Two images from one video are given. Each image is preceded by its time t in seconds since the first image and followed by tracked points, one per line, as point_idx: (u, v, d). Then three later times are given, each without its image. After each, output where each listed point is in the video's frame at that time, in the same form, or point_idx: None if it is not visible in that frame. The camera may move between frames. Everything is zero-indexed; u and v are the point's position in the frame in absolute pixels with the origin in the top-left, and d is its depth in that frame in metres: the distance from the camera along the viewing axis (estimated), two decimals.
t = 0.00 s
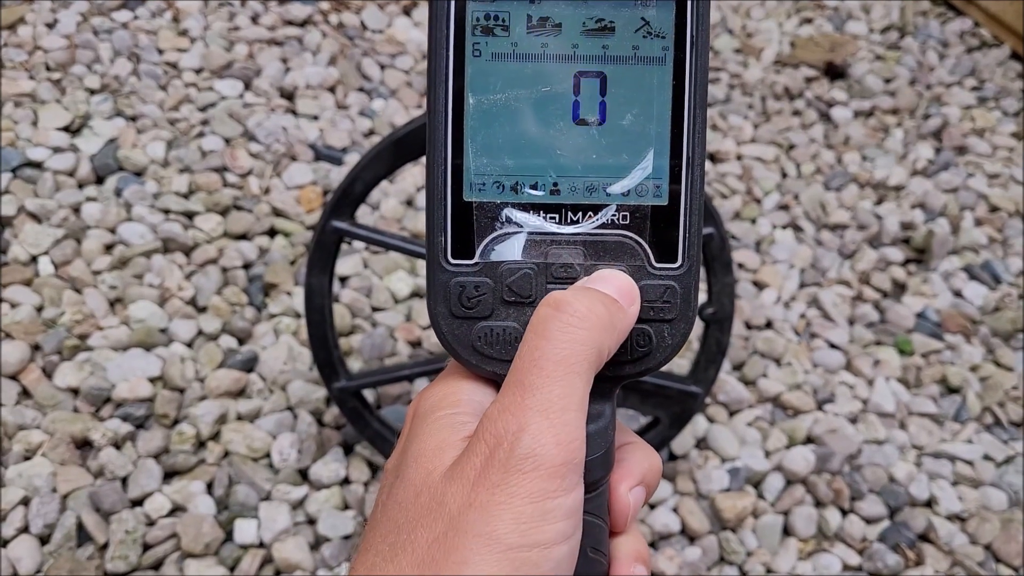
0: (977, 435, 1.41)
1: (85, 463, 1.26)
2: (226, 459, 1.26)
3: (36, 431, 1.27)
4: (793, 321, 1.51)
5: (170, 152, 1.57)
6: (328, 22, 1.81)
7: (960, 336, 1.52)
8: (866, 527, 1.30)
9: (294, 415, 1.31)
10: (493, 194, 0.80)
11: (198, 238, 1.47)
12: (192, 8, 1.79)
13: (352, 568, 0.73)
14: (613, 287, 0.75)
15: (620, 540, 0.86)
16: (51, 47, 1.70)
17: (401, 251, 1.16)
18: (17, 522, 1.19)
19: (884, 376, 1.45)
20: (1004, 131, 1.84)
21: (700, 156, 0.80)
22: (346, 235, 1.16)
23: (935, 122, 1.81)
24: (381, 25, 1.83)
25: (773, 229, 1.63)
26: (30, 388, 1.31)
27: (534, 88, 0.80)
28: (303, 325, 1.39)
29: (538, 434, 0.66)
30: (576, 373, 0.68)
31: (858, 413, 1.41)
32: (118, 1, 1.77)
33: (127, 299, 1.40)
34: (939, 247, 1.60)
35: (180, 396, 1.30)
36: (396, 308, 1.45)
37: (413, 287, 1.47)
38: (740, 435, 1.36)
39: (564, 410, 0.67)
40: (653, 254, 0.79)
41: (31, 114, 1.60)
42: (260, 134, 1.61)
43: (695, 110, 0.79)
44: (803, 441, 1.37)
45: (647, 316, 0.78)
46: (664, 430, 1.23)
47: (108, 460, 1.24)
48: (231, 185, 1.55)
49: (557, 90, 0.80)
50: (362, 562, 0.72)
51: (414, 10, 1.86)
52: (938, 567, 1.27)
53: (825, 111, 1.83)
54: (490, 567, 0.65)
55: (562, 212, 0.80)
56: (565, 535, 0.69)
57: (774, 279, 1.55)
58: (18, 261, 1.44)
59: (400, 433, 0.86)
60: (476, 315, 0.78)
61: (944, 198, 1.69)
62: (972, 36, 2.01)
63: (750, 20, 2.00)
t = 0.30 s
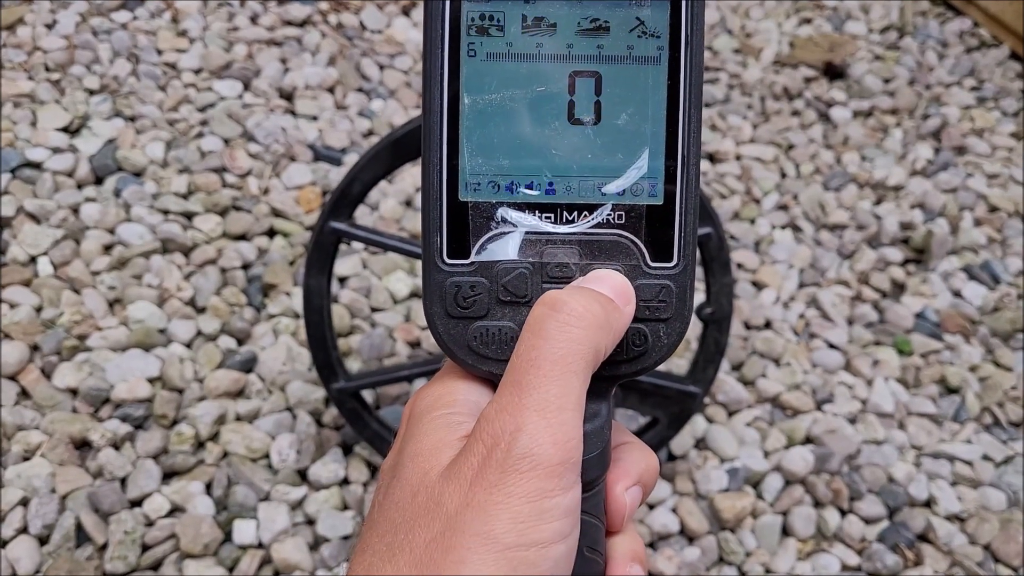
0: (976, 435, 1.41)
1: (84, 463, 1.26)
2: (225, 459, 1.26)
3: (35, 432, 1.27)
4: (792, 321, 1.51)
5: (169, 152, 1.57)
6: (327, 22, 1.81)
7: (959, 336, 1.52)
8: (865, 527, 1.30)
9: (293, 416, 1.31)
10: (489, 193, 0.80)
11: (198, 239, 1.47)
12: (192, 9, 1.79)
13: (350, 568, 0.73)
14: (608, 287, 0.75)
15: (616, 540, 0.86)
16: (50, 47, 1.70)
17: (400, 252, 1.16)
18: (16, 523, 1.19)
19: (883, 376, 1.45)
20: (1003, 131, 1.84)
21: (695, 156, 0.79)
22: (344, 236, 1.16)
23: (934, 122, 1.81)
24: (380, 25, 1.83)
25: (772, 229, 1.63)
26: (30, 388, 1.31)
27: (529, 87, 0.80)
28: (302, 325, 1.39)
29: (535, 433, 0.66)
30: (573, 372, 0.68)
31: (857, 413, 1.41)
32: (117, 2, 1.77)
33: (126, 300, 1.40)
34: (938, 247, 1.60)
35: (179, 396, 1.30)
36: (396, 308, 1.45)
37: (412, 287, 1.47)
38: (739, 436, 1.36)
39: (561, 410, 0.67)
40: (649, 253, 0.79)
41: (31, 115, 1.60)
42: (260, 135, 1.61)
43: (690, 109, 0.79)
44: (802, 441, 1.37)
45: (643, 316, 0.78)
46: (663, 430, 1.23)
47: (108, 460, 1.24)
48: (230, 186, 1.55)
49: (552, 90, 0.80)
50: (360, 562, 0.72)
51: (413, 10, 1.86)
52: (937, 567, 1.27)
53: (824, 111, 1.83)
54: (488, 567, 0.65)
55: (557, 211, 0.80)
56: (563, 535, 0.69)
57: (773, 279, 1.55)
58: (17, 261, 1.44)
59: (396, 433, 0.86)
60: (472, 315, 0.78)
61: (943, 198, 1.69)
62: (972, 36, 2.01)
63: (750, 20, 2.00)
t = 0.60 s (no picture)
0: (977, 435, 1.41)
1: (85, 463, 1.26)
2: (226, 458, 1.26)
3: (36, 431, 1.27)
4: (793, 321, 1.51)
5: (170, 152, 1.57)
6: (328, 22, 1.81)
7: (960, 336, 1.52)
8: (866, 527, 1.30)
9: (294, 415, 1.31)
10: (484, 189, 0.80)
11: (198, 238, 1.47)
12: (192, 8, 1.79)
13: (350, 565, 0.73)
14: (605, 282, 0.75)
15: (613, 535, 0.85)
16: (51, 46, 1.70)
17: (400, 252, 1.16)
18: (16, 522, 1.19)
19: (883, 375, 1.45)
20: (1004, 131, 1.84)
21: (689, 152, 0.80)
22: (344, 236, 1.16)
23: (935, 122, 1.81)
24: (380, 24, 1.83)
25: (773, 228, 1.63)
26: (30, 388, 1.31)
27: (524, 83, 0.80)
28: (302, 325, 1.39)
29: (535, 428, 0.66)
30: (572, 367, 0.68)
31: (858, 413, 1.41)
32: (118, 1, 1.77)
33: (127, 299, 1.40)
34: (939, 247, 1.60)
35: (180, 396, 1.30)
36: (396, 308, 1.45)
37: (412, 287, 1.47)
38: (740, 435, 1.36)
39: (560, 404, 0.67)
40: (644, 249, 0.79)
41: (31, 114, 1.60)
42: (260, 134, 1.61)
43: (684, 104, 0.79)
44: (803, 441, 1.37)
45: (638, 311, 0.78)
46: (663, 429, 1.23)
47: (108, 459, 1.24)
48: (231, 185, 1.55)
49: (547, 85, 0.80)
50: (360, 559, 0.72)
51: (414, 10, 1.86)
52: (938, 567, 1.27)
53: (825, 111, 1.83)
54: (489, 561, 0.65)
55: (552, 207, 0.80)
56: (563, 529, 0.69)
57: (774, 278, 1.55)
58: (18, 260, 1.44)
59: (393, 430, 0.86)
60: (467, 311, 0.78)
61: (944, 198, 1.69)
62: (972, 36, 2.01)
63: (750, 19, 1.99)
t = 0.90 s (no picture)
0: (977, 436, 1.41)
1: (85, 464, 1.26)
2: (226, 460, 1.26)
3: (35, 433, 1.27)
4: (793, 321, 1.51)
5: (170, 153, 1.57)
6: (328, 23, 1.81)
7: (960, 337, 1.52)
8: (866, 528, 1.30)
9: (294, 417, 1.31)
10: (482, 191, 0.80)
11: (198, 239, 1.47)
12: (192, 9, 1.79)
13: (350, 567, 0.73)
14: (603, 283, 0.75)
15: (611, 536, 0.85)
16: (50, 48, 1.70)
17: (400, 254, 1.16)
18: (16, 524, 1.19)
19: (884, 376, 1.45)
20: (1004, 131, 1.84)
21: (687, 153, 0.79)
22: (343, 238, 1.16)
23: (935, 122, 1.81)
24: (380, 25, 1.83)
25: (773, 229, 1.63)
26: (30, 389, 1.31)
27: (522, 84, 0.80)
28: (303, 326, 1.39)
29: (534, 429, 0.66)
30: (571, 369, 0.68)
31: (858, 414, 1.41)
32: (117, 2, 1.77)
33: (127, 301, 1.40)
34: (939, 247, 1.60)
35: (180, 397, 1.30)
36: (396, 309, 1.45)
37: (412, 288, 1.47)
38: (740, 436, 1.36)
39: (559, 405, 0.67)
40: (642, 249, 0.79)
41: (31, 116, 1.60)
42: (260, 135, 1.61)
43: (682, 105, 0.79)
44: (803, 442, 1.37)
45: (637, 311, 0.78)
46: (663, 430, 1.23)
47: (108, 461, 1.24)
48: (231, 186, 1.55)
49: (545, 86, 0.80)
50: (360, 561, 0.71)
51: (414, 11, 1.86)
52: (938, 568, 1.27)
53: (825, 112, 1.83)
54: (489, 563, 0.64)
55: (550, 208, 0.80)
56: (563, 530, 0.68)
57: (774, 279, 1.55)
58: (18, 262, 1.44)
59: (392, 432, 0.86)
60: (465, 312, 0.77)
61: (944, 198, 1.69)
62: (972, 37, 2.01)
63: (750, 20, 1.99)
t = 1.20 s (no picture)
0: (977, 437, 1.41)
1: (85, 465, 1.26)
2: (226, 461, 1.26)
3: (35, 434, 1.27)
4: (793, 322, 1.51)
5: (170, 154, 1.58)
6: (328, 24, 1.81)
7: (960, 337, 1.52)
8: (866, 528, 1.30)
9: (294, 418, 1.31)
10: (484, 192, 0.80)
11: (198, 240, 1.47)
12: (192, 10, 1.79)
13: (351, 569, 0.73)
14: (604, 284, 0.75)
15: (613, 538, 0.84)
16: (50, 49, 1.70)
17: (400, 255, 1.16)
18: (16, 525, 1.19)
19: (883, 377, 1.45)
20: (1004, 132, 1.84)
21: (689, 154, 0.79)
22: (343, 239, 1.16)
23: (935, 123, 1.81)
24: (380, 26, 1.83)
25: (773, 230, 1.63)
26: (30, 390, 1.31)
27: (524, 86, 0.80)
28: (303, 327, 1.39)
29: (537, 431, 0.66)
30: (573, 370, 0.68)
31: (858, 414, 1.41)
32: (118, 4, 1.77)
33: (127, 302, 1.40)
34: (939, 248, 1.60)
35: (180, 398, 1.30)
36: (397, 309, 1.45)
37: (412, 289, 1.47)
38: (740, 437, 1.36)
39: (562, 407, 0.67)
40: (644, 251, 0.79)
41: (31, 117, 1.60)
42: (260, 136, 1.61)
43: (684, 106, 0.79)
44: (803, 442, 1.37)
45: (638, 312, 0.78)
46: (663, 431, 1.23)
47: (108, 462, 1.24)
48: (231, 187, 1.55)
49: (547, 87, 0.80)
50: (361, 562, 0.72)
51: (414, 12, 1.87)
52: (938, 569, 1.27)
53: (825, 113, 1.83)
54: (491, 564, 0.64)
55: (552, 209, 0.80)
56: (565, 531, 0.68)
57: (774, 280, 1.55)
58: (18, 263, 1.44)
59: (393, 434, 0.86)
60: (467, 313, 0.78)
61: (944, 199, 1.69)
62: (972, 37, 2.01)
63: (750, 21, 2.00)
